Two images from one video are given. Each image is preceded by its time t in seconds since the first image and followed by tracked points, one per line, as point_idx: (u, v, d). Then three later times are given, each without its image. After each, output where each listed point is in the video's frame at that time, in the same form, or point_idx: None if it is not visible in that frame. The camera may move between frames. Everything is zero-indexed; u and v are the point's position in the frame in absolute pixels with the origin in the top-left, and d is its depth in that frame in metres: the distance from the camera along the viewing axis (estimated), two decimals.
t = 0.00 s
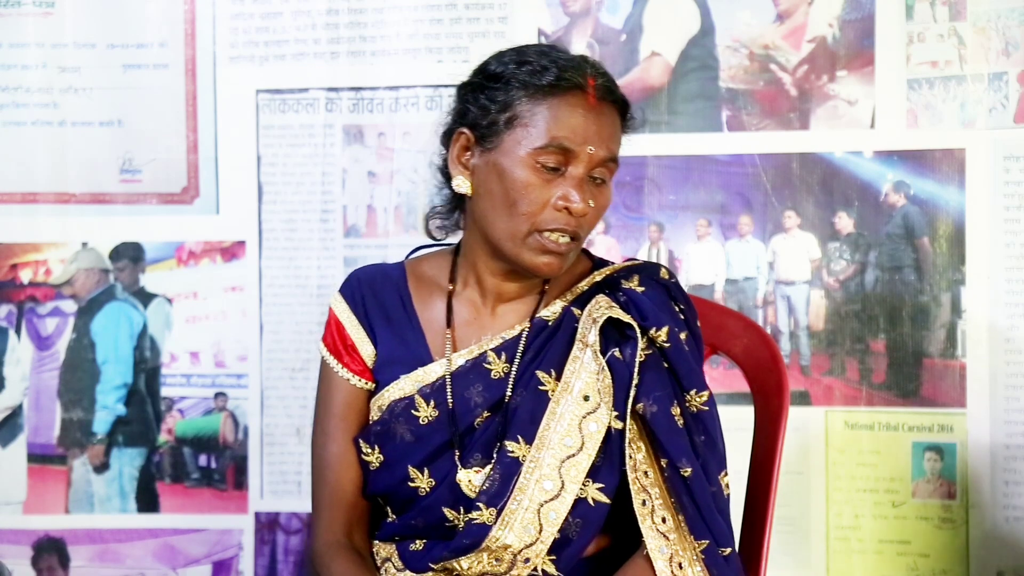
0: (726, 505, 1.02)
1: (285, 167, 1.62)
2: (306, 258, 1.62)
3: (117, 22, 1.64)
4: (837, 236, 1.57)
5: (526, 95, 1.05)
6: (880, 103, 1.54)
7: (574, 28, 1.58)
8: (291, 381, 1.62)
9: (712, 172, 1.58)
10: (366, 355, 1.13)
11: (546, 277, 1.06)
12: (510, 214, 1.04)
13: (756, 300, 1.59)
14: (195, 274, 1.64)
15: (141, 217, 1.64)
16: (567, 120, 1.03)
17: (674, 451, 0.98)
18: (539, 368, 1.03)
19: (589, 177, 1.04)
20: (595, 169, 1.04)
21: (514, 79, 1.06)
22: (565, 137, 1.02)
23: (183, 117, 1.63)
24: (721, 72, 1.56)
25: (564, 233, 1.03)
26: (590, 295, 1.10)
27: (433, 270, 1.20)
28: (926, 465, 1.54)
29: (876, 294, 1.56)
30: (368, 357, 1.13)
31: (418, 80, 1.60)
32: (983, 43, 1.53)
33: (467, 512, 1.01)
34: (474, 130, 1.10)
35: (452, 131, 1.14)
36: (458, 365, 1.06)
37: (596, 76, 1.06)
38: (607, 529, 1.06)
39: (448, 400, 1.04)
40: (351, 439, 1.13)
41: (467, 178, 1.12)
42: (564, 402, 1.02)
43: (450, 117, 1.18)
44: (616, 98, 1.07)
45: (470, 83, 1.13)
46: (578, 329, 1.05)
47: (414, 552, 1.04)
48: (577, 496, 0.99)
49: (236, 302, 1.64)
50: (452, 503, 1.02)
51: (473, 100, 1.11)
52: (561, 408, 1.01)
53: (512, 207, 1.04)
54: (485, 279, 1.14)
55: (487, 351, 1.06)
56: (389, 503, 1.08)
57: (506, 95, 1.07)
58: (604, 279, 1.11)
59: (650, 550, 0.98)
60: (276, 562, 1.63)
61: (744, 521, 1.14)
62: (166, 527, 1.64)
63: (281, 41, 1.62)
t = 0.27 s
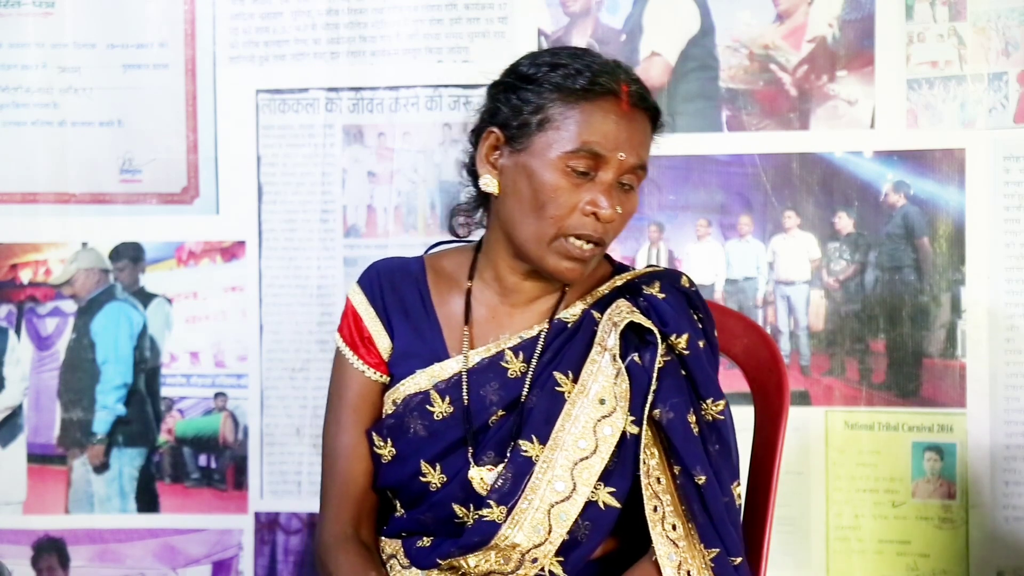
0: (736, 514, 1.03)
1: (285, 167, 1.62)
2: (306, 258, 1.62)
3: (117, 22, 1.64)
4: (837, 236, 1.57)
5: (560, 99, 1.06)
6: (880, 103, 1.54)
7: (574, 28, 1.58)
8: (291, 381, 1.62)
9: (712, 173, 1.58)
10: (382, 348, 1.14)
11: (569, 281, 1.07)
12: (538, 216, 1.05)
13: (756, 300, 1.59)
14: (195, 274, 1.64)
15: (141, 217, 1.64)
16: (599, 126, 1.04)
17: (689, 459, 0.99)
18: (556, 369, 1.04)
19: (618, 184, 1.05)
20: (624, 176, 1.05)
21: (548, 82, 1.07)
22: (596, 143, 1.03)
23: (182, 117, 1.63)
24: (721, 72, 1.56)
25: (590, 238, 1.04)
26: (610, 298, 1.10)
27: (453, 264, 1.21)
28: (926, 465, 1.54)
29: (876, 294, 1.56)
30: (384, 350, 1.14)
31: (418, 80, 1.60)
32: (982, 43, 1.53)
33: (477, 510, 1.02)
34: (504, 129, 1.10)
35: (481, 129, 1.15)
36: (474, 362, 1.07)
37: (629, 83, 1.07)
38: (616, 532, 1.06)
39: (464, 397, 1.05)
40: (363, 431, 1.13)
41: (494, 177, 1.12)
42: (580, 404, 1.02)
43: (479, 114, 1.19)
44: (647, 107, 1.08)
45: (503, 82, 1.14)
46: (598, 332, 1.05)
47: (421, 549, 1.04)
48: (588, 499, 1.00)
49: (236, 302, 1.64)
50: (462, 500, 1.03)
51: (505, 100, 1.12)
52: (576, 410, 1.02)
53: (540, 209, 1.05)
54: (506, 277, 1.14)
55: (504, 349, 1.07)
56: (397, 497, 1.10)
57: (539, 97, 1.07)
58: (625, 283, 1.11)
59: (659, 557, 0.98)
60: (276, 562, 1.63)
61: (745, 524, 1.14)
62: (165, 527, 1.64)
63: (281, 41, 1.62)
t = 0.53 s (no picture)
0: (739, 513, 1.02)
1: (285, 167, 1.62)
2: (306, 258, 1.62)
3: (117, 22, 1.64)
4: (837, 236, 1.57)
5: (572, 97, 1.06)
6: (880, 103, 1.54)
7: (574, 28, 1.58)
8: (291, 381, 1.62)
9: (712, 173, 1.58)
10: (390, 344, 1.14)
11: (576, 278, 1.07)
12: (546, 212, 1.05)
13: (756, 300, 1.59)
14: (195, 274, 1.64)
15: (141, 217, 1.64)
16: (610, 124, 1.04)
17: (692, 455, 0.99)
18: (562, 365, 1.04)
19: (627, 182, 1.05)
20: (633, 175, 1.05)
21: (560, 81, 1.07)
22: (606, 141, 1.03)
23: (182, 118, 1.63)
24: (721, 72, 1.56)
25: (598, 235, 1.04)
26: (617, 297, 1.11)
27: (461, 263, 1.21)
28: (925, 465, 1.54)
29: (876, 294, 1.56)
30: (392, 346, 1.14)
31: (418, 80, 1.60)
32: (982, 43, 1.53)
33: (480, 502, 1.02)
34: (516, 127, 1.11)
35: (493, 127, 1.15)
36: (481, 358, 1.07)
37: (641, 84, 1.07)
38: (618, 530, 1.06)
39: (470, 392, 1.05)
40: (371, 425, 1.13)
41: (505, 174, 1.12)
42: (585, 400, 1.02)
43: (492, 113, 1.19)
44: (659, 108, 1.08)
45: (516, 81, 1.14)
46: (604, 331, 1.06)
47: (423, 542, 1.04)
48: (591, 494, 1.00)
49: (236, 302, 1.64)
50: (466, 492, 1.03)
51: (518, 98, 1.12)
52: (581, 406, 1.02)
53: (549, 205, 1.05)
54: (514, 275, 1.14)
55: (511, 346, 1.07)
56: (400, 490, 1.10)
57: (551, 95, 1.07)
58: (632, 283, 1.12)
59: (660, 553, 0.98)
60: (276, 562, 1.62)
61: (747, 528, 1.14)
62: (166, 527, 1.64)
63: (281, 41, 1.62)
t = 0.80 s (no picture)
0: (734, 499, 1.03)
1: (285, 167, 1.62)
2: (306, 258, 1.62)
3: (116, 22, 1.64)
4: (837, 236, 1.57)
5: (557, 91, 1.09)
6: (880, 103, 1.54)
7: (574, 28, 1.58)
8: (291, 381, 1.62)
9: (712, 172, 1.58)
10: (389, 342, 1.14)
11: (566, 268, 1.09)
12: (535, 202, 1.07)
13: (756, 300, 1.59)
14: (195, 274, 1.64)
15: (141, 217, 1.64)
16: (594, 114, 1.07)
17: (686, 438, 1.00)
18: (558, 354, 1.05)
19: (613, 170, 1.07)
20: (619, 163, 1.07)
21: (545, 76, 1.11)
22: (591, 129, 1.06)
23: (182, 118, 1.63)
24: (721, 72, 1.56)
25: (585, 222, 1.06)
26: (610, 290, 1.11)
27: (458, 264, 1.23)
28: (925, 465, 1.54)
29: (876, 294, 1.56)
30: (391, 344, 1.14)
31: (418, 80, 1.60)
32: (982, 43, 1.53)
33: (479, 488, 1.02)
34: (505, 124, 1.14)
35: (484, 127, 1.18)
36: (478, 350, 1.08)
37: (624, 76, 1.10)
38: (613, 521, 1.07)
39: (468, 382, 1.06)
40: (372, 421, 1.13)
41: (496, 170, 1.15)
42: (580, 387, 1.03)
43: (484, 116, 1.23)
44: (642, 99, 1.11)
45: (505, 82, 1.18)
46: (598, 321, 1.06)
47: (422, 532, 1.04)
48: (588, 478, 1.00)
49: (236, 302, 1.64)
50: (465, 480, 1.03)
51: (506, 97, 1.15)
52: (577, 393, 1.02)
53: (537, 195, 1.07)
54: (509, 270, 1.17)
55: (507, 339, 1.08)
56: (401, 485, 1.10)
57: (537, 90, 1.11)
58: (626, 276, 1.11)
59: (656, 536, 0.99)
60: (276, 562, 1.62)
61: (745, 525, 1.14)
62: (165, 527, 1.64)
63: (281, 41, 1.62)
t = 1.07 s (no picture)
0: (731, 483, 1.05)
1: (285, 167, 1.62)
2: (306, 259, 1.62)
3: (116, 21, 1.64)
4: (837, 236, 1.57)
5: (540, 90, 1.17)
6: (880, 104, 1.54)
7: (574, 28, 1.58)
8: (291, 381, 1.62)
9: (712, 173, 1.58)
10: (388, 343, 1.16)
11: (557, 257, 1.15)
12: (523, 195, 1.14)
13: (756, 300, 1.59)
14: (195, 274, 1.64)
15: (141, 217, 1.64)
16: (575, 108, 1.14)
17: (683, 422, 1.02)
18: (555, 342, 1.07)
19: (597, 161, 1.14)
20: (602, 155, 1.14)
21: (529, 78, 1.19)
22: (573, 122, 1.14)
23: (182, 118, 1.63)
24: (721, 72, 1.57)
25: (572, 212, 1.12)
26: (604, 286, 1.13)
27: (455, 269, 1.26)
28: (925, 465, 1.54)
29: (876, 294, 1.56)
30: (391, 344, 1.16)
31: (418, 80, 1.59)
32: (982, 43, 1.53)
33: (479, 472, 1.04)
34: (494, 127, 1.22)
35: (476, 133, 1.26)
36: (477, 343, 1.11)
37: (603, 75, 1.18)
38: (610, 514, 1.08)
39: (467, 371, 1.09)
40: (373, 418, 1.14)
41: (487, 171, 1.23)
42: (577, 374, 1.05)
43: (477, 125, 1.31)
44: (621, 95, 1.19)
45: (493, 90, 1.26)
46: (594, 312, 1.09)
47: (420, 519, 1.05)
48: (585, 461, 1.03)
49: (236, 302, 1.64)
50: (466, 465, 1.05)
51: (494, 102, 1.23)
52: (574, 379, 1.05)
53: (525, 188, 1.14)
54: (504, 268, 1.21)
55: (504, 332, 1.11)
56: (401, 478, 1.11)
57: (522, 92, 1.19)
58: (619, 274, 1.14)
59: (654, 519, 1.00)
60: (276, 563, 1.62)
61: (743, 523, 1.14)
62: (165, 527, 1.64)
63: (281, 41, 1.62)
